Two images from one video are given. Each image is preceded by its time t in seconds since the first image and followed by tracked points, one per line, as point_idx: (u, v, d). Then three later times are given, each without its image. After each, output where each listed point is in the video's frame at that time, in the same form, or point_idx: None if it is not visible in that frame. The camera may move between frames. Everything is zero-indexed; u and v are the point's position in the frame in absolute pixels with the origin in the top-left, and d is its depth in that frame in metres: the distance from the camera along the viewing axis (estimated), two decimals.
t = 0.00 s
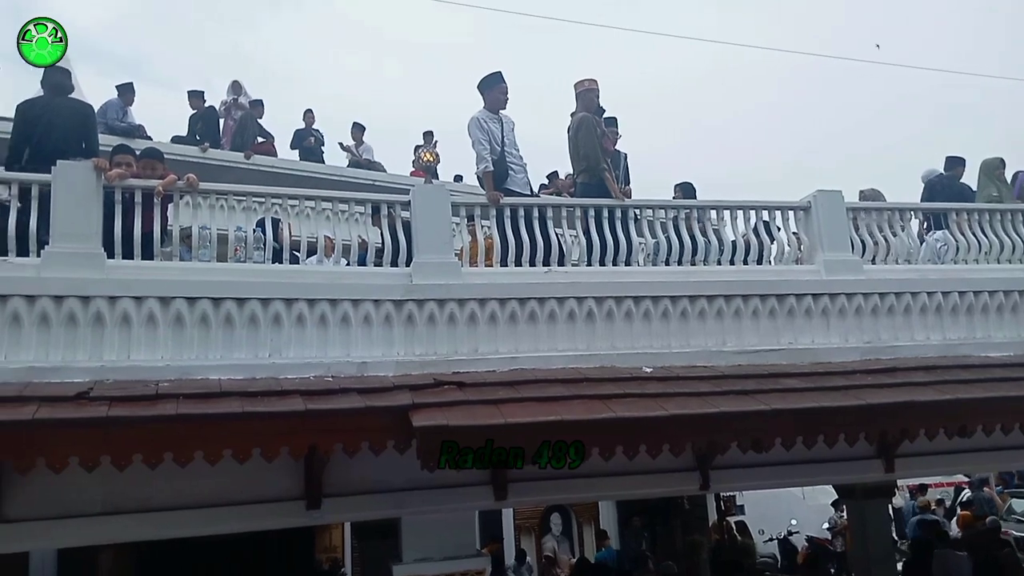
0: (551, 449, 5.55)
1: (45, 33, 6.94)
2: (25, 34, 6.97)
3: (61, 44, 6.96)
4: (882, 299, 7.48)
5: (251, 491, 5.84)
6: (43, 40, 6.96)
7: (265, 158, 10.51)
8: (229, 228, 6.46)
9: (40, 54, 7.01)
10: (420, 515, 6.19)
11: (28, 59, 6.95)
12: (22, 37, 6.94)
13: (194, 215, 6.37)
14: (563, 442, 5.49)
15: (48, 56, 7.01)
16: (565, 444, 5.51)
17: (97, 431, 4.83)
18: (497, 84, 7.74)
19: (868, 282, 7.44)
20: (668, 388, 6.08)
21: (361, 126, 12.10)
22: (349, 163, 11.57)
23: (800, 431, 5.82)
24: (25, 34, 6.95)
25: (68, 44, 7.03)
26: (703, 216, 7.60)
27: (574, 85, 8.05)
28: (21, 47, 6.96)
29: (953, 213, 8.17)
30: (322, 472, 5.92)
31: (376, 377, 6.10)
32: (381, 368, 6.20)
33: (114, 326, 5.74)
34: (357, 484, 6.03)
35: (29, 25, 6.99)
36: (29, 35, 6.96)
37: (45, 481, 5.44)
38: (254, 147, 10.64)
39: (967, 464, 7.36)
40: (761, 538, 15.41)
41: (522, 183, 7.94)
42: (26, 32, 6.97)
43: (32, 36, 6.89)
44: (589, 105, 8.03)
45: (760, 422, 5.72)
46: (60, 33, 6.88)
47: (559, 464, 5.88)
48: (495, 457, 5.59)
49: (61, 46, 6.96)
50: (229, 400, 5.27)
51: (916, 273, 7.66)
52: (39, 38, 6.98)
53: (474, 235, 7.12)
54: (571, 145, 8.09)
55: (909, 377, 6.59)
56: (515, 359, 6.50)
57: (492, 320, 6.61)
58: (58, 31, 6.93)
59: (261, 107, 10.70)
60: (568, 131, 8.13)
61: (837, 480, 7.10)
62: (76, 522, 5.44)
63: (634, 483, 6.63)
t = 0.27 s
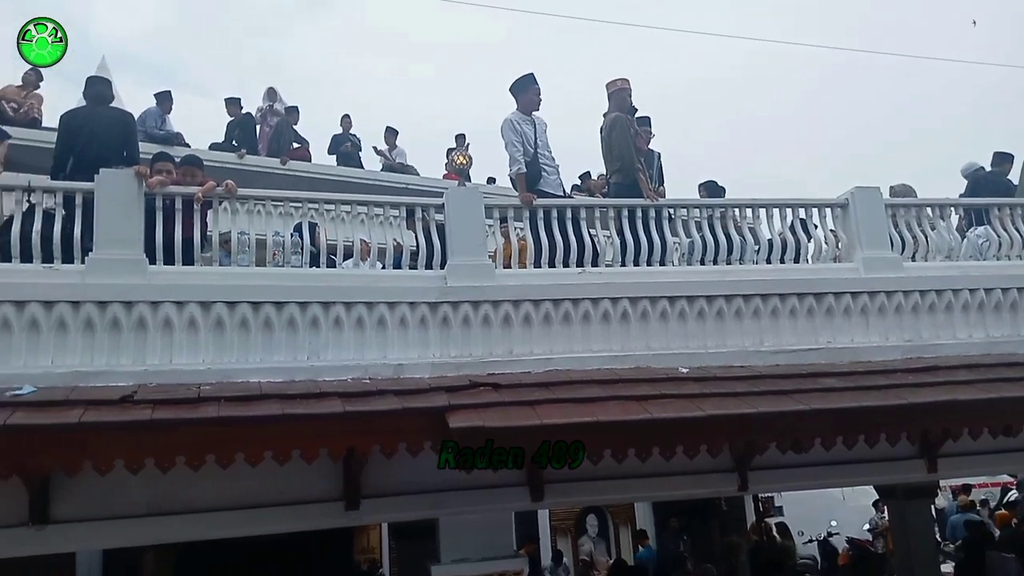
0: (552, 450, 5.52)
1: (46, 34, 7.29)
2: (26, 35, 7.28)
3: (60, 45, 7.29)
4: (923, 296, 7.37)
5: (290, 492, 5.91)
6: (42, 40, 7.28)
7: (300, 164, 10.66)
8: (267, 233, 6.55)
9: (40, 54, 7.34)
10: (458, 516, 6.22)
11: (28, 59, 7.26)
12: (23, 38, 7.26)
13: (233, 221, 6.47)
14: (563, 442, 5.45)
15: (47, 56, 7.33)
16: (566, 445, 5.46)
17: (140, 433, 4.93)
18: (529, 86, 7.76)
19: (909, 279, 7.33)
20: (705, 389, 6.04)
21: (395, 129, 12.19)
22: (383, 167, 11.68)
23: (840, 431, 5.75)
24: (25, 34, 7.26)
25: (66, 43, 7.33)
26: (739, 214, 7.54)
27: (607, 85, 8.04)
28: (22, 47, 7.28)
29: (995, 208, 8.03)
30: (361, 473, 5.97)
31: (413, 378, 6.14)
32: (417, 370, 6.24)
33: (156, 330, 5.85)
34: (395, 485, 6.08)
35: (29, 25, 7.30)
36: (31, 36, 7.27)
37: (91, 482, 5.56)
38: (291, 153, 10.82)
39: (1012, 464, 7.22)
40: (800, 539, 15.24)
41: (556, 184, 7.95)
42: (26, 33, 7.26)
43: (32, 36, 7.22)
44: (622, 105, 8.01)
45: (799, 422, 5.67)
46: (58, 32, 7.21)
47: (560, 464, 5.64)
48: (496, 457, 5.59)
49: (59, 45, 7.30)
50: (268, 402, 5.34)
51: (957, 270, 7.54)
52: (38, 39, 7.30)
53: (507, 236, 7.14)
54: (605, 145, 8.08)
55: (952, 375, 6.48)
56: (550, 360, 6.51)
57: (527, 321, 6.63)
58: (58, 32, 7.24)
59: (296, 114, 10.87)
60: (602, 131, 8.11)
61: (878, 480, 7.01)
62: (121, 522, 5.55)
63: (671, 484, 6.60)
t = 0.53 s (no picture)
0: (552, 450, 5.53)
1: (45, 34, 7.08)
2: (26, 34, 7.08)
3: (61, 44, 7.13)
4: (957, 291, 7.27)
5: (322, 492, 5.96)
6: (42, 40, 7.11)
7: (329, 166, 10.75)
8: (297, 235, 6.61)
9: (40, 53, 7.17)
10: (488, 515, 6.24)
11: (28, 59, 7.09)
12: (22, 37, 7.07)
13: (264, 223, 6.54)
14: (563, 442, 5.44)
15: (47, 56, 7.17)
16: (565, 445, 5.45)
17: (175, 434, 5.00)
18: (557, 84, 7.75)
19: (942, 274, 7.24)
20: (735, 387, 6.01)
21: (421, 131, 12.24)
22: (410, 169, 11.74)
23: (873, 428, 5.69)
24: (25, 35, 7.04)
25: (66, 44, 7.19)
26: (768, 211, 7.49)
27: (634, 82, 8.01)
28: (21, 47, 7.11)
29: None
30: (392, 472, 6.01)
31: (442, 378, 6.16)
32: (446, 369, 6.27)
33: (189, 332, 5.93)
34: (427, 484, 6.11)
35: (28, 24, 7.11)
36: (30, 36, 7.07)
37: (128, 482, 5.65)
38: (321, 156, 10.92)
39: None
40: (834, 539, 15.07)
41: (583, 182, 7.95)
42: (26, 32, 7.07)
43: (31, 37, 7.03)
44: (649, 102, 7.99)
45: (831, 420, 5.61)
46: (58, 34, 7.01)
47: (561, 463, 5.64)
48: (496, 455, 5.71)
49: (60, 46, 7.12)
50: (300, 402, 5.39)
51: (993, 265, 7.43)
52: (38, 39, 7.13)
53: (534, 236, 7.14)
54: (632, 142, 8.06)
55: (988, 371, 6.39)
56: (579, 359, 6.50)
57: (556, 320, 6.62)
58: (58, 31, 7.05)
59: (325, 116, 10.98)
60: (629, 128, 8.09)
61: (913, 478, 6.92)
62: (158, 521, 5.63)
63: (702, 483, 6.57)
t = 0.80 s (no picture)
0: (551, 449, 5.54)
1: (45, 33, 7.02)
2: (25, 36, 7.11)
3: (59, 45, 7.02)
4: (994, 291, 7.16)
5: (354, 493, 6.00)
6: (43, 40, 7.11)
7: (358, 170, 10.82)
8: (328, 238, 6.67)
9: (41, 53, 7.19)
10: (519, 517, 6.25)
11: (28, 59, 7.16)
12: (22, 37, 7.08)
13: (295, 227, 6.61)
14: (564, 443, 5.45)
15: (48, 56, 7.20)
16: (566, 446, 5.47)
17: (209, 436, 5.06)
18: (584, 85, 7.75)
19: (978, 274, 7.13)
20: (767, 388, 5.96)
21: (448, 134, 12.29)
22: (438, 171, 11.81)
23: (909, 430, 5.62)
24: (24, 34, 7.04)
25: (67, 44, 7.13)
26: (799, 210, 7.43)
27: (662, 82, 7.99)
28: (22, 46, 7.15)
29: None
30: (423, 474, 6.04)
31: (472, 380, 6.18)
32: (476, 371, 6.29)
33: (223, 335, 6.00)
34: (457, 485, 6.14)
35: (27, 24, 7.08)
36: (30, 35, 7.10)
37: (164, 483, 5.73)
38: (350, 160, 11.05)
39: None
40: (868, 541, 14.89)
41: (611, 183, 7.94)
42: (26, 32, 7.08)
43: (32, 36, 7.02)
44: (677, 101, 7.96)
45: (865, 422, 5.55)
46: (56, 35, 6.88)
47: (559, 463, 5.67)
48: (496, 455, 5.84)
49: (59, 46, 7.06)
50: (332, 404, 5.43)
51: None
52: (38, 38, 7.12)
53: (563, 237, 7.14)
54: (661, 142, 8.04)
55: None
56: (609, 360, 6.49)
57: (585, 322, 6.62)
58: (54, 32, 6.94)
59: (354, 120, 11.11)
60: (657, 128, 8.07)
61: (949, 481, 6.83)
62: (193, 521, 5.71)
63: (734, 485, 6.53)
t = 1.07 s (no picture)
0: (552, 449, 5.43)
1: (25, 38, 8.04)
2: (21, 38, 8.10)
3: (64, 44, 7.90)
4: None
5: (387, 495, 6.04)
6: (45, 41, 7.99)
7: (388, 175, 10.90)
8: (359, 243, 6.73)
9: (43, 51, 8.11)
10: (552, 519, 6.25)
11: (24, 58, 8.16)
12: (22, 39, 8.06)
13: (326, 232, 6.67)
14: (563, 442, 5.34)
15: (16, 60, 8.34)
16: (565, 445, 5.35)
17: (244, 439, 5.14)
18: (612, 88, 7.73)
19: (1017, 272, 7.01)
20: (800, 390, 5.91)
21: (476, 138, 12.34)
22: (466, 175, 11.86)
23: (945, 431, 5.54)
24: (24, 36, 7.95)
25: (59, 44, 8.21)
26: (832, 209, 7.36)
27: (691, 82, 7.96)
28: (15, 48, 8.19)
29: None
30: (455, 476, 6.06)
31: (502, 382, 6.20)
32: (507, 374, 6.31)
33: (257, 339, 6.08)
34: (489, 488, 6.16)
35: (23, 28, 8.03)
36: (31, 35, 8.07)
37: (201, 485, 5.81)
38: (380, 165, 11.12)
39: None
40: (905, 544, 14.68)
41: (640, 185, 7.93)
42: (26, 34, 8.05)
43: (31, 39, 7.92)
44: (707, 102, 7.92)
45: (901, 423, 5.49)
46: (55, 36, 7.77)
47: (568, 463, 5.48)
48: (495, 454, 5.71)
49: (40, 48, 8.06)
50: (364, 407, 5.48)
51: None
52: (40, 39, 8.00)
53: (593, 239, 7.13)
54: (690, 143, 8.00)
55: None
56: (640, 362, 6.48)
57: (615, 324, 6.61)
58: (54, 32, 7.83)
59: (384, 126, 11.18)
60: (687, 129, 8.04)
61: (989, 483, 6.72)
62: (229, 523, 5.78)
63: (769, 487, 6.48)
